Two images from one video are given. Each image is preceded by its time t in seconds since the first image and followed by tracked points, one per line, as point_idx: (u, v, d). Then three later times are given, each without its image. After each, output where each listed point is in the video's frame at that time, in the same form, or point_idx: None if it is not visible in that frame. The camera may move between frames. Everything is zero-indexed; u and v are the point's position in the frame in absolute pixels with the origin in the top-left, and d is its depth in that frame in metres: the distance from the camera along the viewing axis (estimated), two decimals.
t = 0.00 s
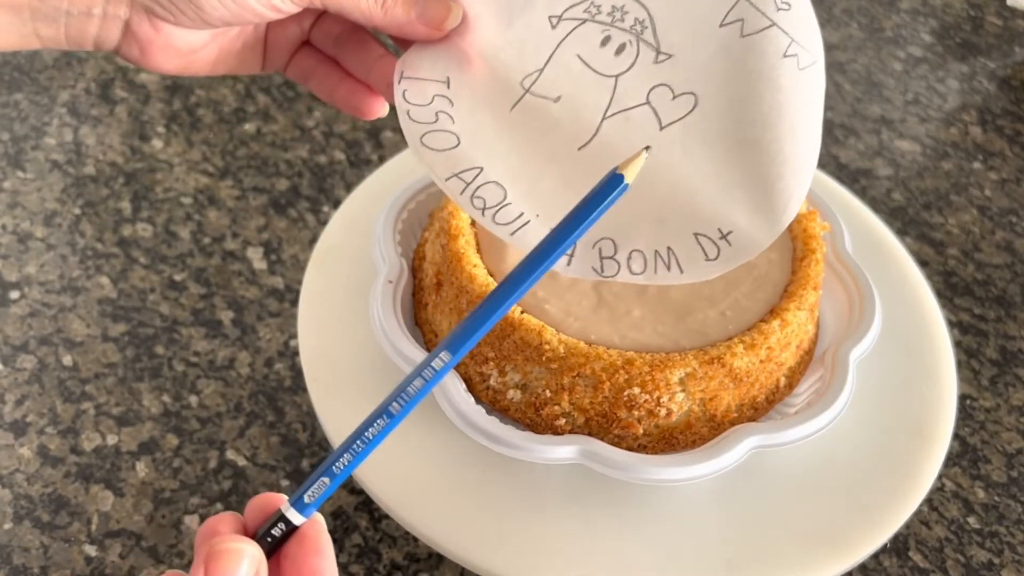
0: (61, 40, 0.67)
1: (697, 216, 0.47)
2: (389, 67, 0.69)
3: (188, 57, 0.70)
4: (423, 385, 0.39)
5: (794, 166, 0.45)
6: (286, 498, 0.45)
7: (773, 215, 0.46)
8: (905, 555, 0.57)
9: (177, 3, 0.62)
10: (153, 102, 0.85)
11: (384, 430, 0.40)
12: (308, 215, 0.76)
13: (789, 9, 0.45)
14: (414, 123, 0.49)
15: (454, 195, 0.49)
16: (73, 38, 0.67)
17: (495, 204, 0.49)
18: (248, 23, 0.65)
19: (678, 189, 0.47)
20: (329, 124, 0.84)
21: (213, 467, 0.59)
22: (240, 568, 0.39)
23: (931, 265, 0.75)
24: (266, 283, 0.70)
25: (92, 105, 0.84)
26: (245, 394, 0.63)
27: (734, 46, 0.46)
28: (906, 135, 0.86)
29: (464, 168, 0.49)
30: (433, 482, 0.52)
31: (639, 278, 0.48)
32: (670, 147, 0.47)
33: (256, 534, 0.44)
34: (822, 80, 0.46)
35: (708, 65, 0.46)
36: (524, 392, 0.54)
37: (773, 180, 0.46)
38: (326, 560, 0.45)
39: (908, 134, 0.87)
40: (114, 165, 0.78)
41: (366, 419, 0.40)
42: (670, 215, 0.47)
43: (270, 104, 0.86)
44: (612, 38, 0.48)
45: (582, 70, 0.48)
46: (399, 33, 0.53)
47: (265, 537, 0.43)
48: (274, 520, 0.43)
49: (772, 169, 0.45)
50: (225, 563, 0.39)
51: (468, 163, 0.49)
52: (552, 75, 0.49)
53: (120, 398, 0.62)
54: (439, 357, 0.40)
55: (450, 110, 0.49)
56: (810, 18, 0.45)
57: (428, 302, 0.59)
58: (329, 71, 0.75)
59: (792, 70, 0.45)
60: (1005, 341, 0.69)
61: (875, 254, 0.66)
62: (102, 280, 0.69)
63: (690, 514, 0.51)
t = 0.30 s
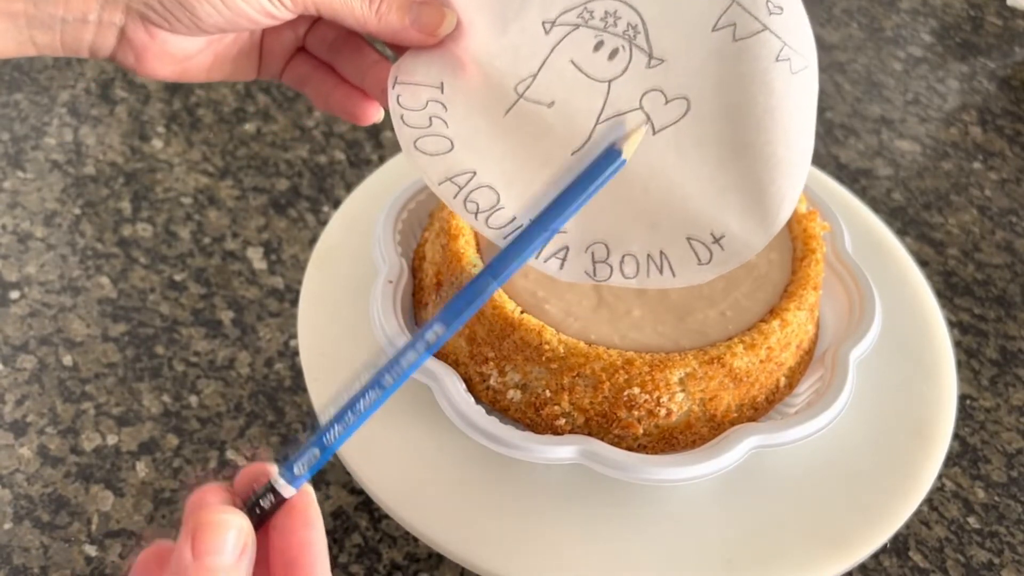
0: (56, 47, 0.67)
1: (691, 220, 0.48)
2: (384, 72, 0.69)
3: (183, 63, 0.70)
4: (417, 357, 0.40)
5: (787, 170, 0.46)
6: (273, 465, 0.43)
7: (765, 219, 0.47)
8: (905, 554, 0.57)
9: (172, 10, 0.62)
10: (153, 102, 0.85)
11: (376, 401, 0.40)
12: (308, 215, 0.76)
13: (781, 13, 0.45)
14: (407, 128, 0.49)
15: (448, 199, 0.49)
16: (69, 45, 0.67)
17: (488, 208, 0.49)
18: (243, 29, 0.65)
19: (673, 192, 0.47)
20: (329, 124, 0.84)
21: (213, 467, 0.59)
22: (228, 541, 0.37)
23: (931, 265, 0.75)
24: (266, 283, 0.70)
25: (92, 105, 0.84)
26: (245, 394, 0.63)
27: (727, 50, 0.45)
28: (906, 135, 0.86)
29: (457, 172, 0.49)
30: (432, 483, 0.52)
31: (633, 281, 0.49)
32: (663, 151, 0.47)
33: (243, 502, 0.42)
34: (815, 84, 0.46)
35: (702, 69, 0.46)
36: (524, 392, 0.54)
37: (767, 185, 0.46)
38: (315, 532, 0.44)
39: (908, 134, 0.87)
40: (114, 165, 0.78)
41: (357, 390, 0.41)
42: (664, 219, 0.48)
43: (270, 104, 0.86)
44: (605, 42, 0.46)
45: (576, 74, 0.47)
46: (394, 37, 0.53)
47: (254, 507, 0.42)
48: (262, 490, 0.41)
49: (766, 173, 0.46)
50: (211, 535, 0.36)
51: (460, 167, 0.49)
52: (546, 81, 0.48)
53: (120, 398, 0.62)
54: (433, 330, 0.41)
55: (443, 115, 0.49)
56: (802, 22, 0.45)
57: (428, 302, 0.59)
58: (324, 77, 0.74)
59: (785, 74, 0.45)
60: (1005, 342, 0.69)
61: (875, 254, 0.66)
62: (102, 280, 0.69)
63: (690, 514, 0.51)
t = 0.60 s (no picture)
0: (59, 50, 0.68)
1: (686, 209, 0.47)
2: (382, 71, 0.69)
3: (185, 64, 0.70)
4: (413, 281, 0.38)
5: (779, 157, 0.46)
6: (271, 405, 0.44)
7: (758, 207, 0.46)
8: (905, 554, 0.57)
9: (172, 11, 0.62)
10: (153, 102, 0.85)
11: (371, 329, 0.38)
12: (308, 215, 0.76)
13: (770, 8, 0.46)
14: (405, 123, 0.49)
15: (446, 191, 0.48)
16: (71, 47, 0.67)
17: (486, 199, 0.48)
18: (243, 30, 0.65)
19: (667, 182, 0.47)
20: (329, 124, 0.84)
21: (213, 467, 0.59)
22: (225, 477, 0.37)
23: (932, 265, 0.75)
24: (266, 283, 0.70)
25: (92, 105, 0.84)
26: (245, 394, 0.63)
27: (717, 43, 0.46)
28: (906, 135, 0.86)
29: (455, 165, 0.48)
30: (434, 483, 0.51)
31: (629, 270, 0.48)
32: (657, 142, 0.47)
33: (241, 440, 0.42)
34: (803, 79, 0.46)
35: (693, 63, 0.47)
36: (523, 392, 0.54)
37: (758, 172, 0.46)
38: (314, 467, 0.44)
39: (908, 134, 0.87)
40: (114, 165, 0.78)
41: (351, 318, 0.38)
42: (660, 210, 0.47)
43: (270, 104, 0.86)
44: (598, 39, 0.48)
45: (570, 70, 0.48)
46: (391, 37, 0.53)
47: (252, 443, 0.41)
48: (260, 426, 0.41)
49: (757, 161, 0.46)
50: (208, 471, 0.36)
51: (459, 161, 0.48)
52: (540, 76, 0.49)
53: (120, 398, 0.62)
54: (427, 251, 0.38)
55: (441, 111, 0.49)
56: (790, 18, 0.46)
57: (428, 302, 0.59)
58: (322, 77, 0.74)
59: (774, 67, 0.46)
60: (1005, 342, 0.69)
61: (875, 254, 0.66)
62: (102, 280, 0.69)
63: (690, 514, 0.51)
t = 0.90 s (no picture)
0: (59, 51, 0.67)
1: (687, 216, 0.47)
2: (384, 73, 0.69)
3: (186, 67, 0.71)
4: (382, 338, 0.38)
5: (782, 164, 0.45)
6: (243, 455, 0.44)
7: (761, 214, 0.46)
8: (905, 554, 0.57)
9: (174, 14, 0.62)
10: (153, 102, 0.85)
11: (340, 385, 0.38)
12: (308, 215, 0.76)
13: (776, 11, 0.45)
14: (405, 126, 0.49)
15: (444, 195, 0.48)
16: (72, 48, 0.67)
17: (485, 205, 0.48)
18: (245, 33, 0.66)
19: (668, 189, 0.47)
20: (329, 124, 0.84)
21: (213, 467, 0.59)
22: (196, 524, 0.38)
23: (932, 265, 0.75)
24: (266, 283, 0.70)
25: (92, 105, 0.84)
26: (245, 394, 0.63)
27: (721, 47, 0.46)
28: (906, 135, 0.86)
29: (454, 170, 0.49)
30: (434, 484, 0.51)
31: (628, 277, 0.48)
32: (658, 149, 0.47)
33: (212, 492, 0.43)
34: (810, 82, 0.46)
35: (696, 68, 0.47)
36: (523, 392, 0.54)
37: (761, 179, 0.46)
38: (284, 517, 0.44)
39: (908, 134, 0.87)
40: (114, 165, 0.78)
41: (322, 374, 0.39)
42: (660, 216, 0.47)
43: (270, 104, 0.86)
44: (601, 42, 0.48)
45: (573, 75, 0.49)
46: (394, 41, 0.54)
47: (224, 493, 0.42)
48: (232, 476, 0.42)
49: (760, 167, 0.46)
50: (181, 519, 0.38)
51: (458, 165, 0.49)
52: (542, 81, 0.49)
53: (120, 398, 0.62)
54: (395, 310, 0.38)
55: (442, 114, 0.49)
56: (798, 20, 0.45)
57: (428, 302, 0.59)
58: (325, 79, 0.74)
59: (780, 71, 0.45)
60: (1005, 342, 0.69)
61: (875, 254, 0.66)
62: (102, 280, 0.69)
63: (691, 513, 0.51)
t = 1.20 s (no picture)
0: (63, 48, 0.68)
1: (694, 212, 0.47)
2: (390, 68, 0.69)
3: (189, 63, 0.70)
4: (357, 299, 0.35)
5: (791, 159, 0.46)
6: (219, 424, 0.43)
7: (769, 211, 0.47)
8: (905, 554, 0.57)
9: (178, 10, 0.62)
10: (153, 102, 0.85)
11: (314, 351, 0.36)
12: (308, 215, 0.76)
13: (784, 5, 0.46)
14: (411, 121, 0.49)
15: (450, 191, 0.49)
16: (76, 45, 0.67)
17: (490, 201, 0.49)
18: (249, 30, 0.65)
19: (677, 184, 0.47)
20: (329, 124, 0.84)
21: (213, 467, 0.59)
22: (172, 499, 0.37)
23: (932, 265, 0.75)
24: (266, 283, 0.70)
25: (92, 105, 0.84)
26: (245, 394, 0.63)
27: (729, 42, 0.46)
28: (906, 135, 0.86)
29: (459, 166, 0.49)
30: (434, 483, 0.52)
31: (635, 274, 0.48)
32: (666, 143, 0.47)
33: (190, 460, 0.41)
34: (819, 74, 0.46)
35: (704, 63, 0.47)
36: (523, 392, 0.54)
37: (770, 174, 0.46)
38: (262, 487, 0.42)
39: (908, 134, 0.87)
40: (114, 165, 0.78)
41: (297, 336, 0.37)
42: (667, 212, 0.48)
43: (270, 104, 0.86)
44: (607, 37, 0.48)
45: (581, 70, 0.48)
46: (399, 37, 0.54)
47: (199, 464, 0.41)
48: (207, 447, 0.41)
49: (769, 163, 0.46)
50: (154, 493, 0.36)
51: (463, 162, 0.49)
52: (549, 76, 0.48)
53: (120, 398, 0.62)
54: (372, 268, 0.35)
55: (447, 109, 0.49)
56: (805, 14, 0.46)
57: (428, 302, 0.59)
58: (330, 75, 0.74)
59: (788, 65, 0.46)
60: (1005, 342, 0.69)
61: (875, 254, 0.66)
62: (102, 280, 0.69)
63: (690, 514, 0.51)
